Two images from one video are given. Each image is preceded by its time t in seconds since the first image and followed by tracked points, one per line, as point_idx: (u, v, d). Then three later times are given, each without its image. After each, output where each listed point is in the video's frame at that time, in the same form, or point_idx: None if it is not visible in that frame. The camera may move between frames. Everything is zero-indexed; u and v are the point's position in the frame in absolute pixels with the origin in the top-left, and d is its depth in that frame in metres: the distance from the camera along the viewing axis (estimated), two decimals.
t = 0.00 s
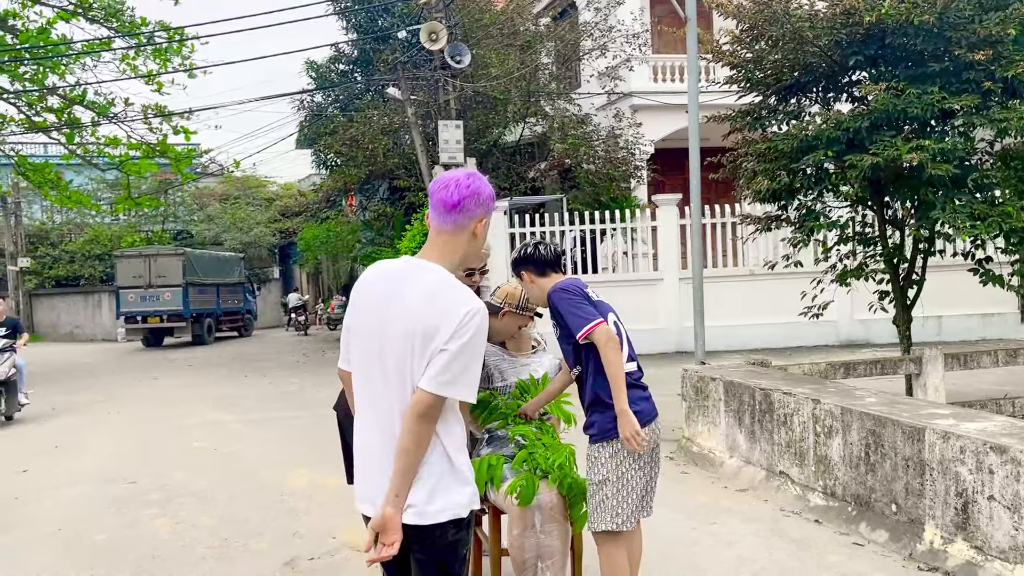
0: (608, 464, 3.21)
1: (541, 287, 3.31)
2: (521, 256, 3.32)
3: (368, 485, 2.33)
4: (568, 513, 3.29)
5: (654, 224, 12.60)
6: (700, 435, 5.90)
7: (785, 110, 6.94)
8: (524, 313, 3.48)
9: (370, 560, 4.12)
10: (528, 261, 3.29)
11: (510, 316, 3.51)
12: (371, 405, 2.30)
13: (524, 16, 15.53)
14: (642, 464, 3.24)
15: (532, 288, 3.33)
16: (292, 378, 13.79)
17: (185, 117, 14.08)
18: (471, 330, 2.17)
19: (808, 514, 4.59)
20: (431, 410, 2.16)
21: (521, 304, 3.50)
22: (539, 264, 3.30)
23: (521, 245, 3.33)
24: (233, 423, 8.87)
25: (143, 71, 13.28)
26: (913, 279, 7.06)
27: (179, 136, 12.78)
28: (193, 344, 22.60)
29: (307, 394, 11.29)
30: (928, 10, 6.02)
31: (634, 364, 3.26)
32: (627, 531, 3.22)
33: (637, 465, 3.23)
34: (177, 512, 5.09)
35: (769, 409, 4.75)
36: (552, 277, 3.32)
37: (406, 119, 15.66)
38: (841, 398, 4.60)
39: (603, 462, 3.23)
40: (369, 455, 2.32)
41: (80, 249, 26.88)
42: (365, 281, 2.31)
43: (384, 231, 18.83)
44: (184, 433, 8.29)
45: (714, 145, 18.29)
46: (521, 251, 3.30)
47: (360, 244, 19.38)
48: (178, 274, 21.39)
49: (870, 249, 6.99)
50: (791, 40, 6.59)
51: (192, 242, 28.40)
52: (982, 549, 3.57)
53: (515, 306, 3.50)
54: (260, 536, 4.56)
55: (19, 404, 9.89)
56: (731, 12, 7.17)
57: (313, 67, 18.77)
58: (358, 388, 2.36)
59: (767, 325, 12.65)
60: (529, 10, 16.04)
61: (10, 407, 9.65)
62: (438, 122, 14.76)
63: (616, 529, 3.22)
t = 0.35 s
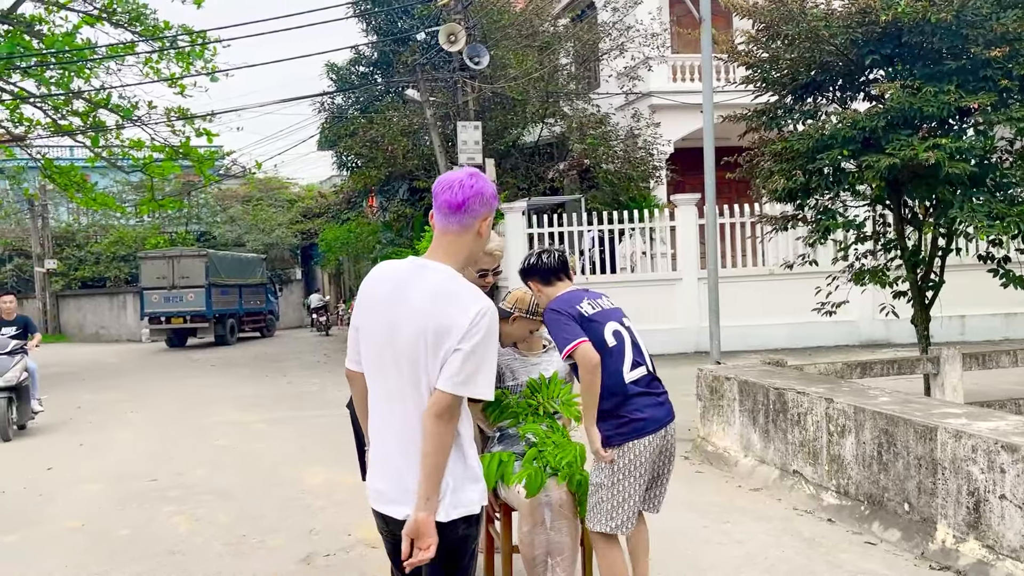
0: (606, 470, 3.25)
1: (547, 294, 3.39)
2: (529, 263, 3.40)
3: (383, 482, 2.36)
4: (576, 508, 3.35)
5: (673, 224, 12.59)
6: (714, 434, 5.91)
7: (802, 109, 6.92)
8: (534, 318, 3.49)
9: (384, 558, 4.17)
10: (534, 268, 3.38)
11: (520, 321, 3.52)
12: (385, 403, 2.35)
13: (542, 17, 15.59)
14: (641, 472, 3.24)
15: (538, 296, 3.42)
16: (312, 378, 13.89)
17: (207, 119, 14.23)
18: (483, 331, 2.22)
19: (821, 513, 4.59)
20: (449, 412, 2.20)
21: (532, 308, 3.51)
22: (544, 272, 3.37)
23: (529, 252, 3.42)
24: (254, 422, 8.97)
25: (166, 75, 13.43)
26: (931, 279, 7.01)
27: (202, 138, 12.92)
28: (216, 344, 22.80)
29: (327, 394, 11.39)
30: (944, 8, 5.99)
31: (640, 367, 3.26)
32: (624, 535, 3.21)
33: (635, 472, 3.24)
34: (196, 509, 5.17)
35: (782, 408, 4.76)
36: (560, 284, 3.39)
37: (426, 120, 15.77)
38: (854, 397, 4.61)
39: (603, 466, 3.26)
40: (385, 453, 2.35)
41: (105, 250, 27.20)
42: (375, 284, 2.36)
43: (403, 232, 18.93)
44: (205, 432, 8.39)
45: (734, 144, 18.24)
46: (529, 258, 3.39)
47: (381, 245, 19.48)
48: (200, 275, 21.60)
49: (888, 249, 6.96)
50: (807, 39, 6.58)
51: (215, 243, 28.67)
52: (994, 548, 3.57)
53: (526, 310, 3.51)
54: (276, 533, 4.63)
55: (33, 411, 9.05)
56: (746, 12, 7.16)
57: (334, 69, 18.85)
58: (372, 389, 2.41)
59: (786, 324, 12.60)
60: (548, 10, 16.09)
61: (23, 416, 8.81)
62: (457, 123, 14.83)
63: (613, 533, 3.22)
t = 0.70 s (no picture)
0: (652, 470, 3.28)
1: (597, 304, 3.38)
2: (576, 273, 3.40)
3: (409, 491, 2.37)
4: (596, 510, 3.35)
5: (692, 226, 12.54)
6: (734, 437, 5.89)
7: (822, 110, 6.88)
8: (553, 327, 3.48)
9: (404, 559, 4.20)
10: (583, 278, 3.37)
11: (539, 331, 3.51)
12: (406, 409, 2.36)
13: (560, 20, 15.61)
14: (691, 473, 3.27)
15: (585, 305, 3.40)
16: (331, 380, 13.95)
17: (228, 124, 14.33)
18: (503, 329, 2.26)
19: (841, 517, 4.57)
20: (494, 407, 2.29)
21: (550, 319, 3.48)
22: (594, 282, 3.37)
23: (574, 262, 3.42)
24: (274, 423, 9.03)
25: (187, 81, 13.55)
26: (953, 281, 6.94)
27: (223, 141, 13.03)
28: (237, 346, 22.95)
29: (346, 396, 11.44)
30: (965, 9, 5.95)
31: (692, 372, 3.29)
32: (670, 531, 3.25)
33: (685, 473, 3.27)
34: (218, 510, 5.21)
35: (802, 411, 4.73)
36: (607, 294, 3.40)
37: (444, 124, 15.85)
38: (875, 400, 4.58)
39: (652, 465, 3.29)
40: (410, 458, 2.37)
41: (129, 253, 27.49)
42: (390, 291, 2.37)
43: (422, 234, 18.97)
44: (227, 433, 8.46)
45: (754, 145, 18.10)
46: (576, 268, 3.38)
47: (400, 248, 19.51)
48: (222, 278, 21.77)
49: (909, 251, 6.89)
50: (827, 40, 6.55)
51: (236, 246, 28.87)
52: (1017, 553, 3.53)
53: (544, 321, 3.49)
54: (296, 534, 4.66)
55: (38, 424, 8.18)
56: (765, 14, 7.15)
57: (353, 73, 18.90)
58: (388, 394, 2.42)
59: (807, 327, 12.52)
60: (567, 13, 16.09)
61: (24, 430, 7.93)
62: (475, 126, 14.84)
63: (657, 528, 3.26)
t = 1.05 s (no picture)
0: (711, 464, 3.40)
1: (626, 311, 3.40)
2: (601, 281, 3.41)
3: (435, 489, 2.36)
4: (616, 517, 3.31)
5: (707, 229, 12.49)
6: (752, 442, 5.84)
7: (839, 113, 6.83)
8: (576, 334, 3.38)
9: (421, 564, 4.18)
10: (613, 284, 3.38)
11: (561, 339, 3.40)
12: (430, 407, 2.36)
13: (574, 23, 15.60)
14: (743, 461, 3.44)
15: (613, 311, 3.41)
16: (345, 383, 13.97)
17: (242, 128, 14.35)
18: (525, 322, 2.26)
19: (862, 524, 4.52)
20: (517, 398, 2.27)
21: (572, 326, 3.39)
22: (622, 289, 3.40)
23: (595, 272, 3.44)
24: (289, 426, 9.04)
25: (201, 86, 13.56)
26: (973, 286, 6.88)
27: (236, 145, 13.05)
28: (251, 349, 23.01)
29: (360, 398, 11.43)
30: (986, 10, 5.90)
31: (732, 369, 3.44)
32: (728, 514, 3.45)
33: (740, 461, 3.43)
34: (233, 514, 5.20)
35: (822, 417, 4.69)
36: (634, 300, 3.42)
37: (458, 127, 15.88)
38: (896, 405, 4.53)
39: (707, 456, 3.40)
40: (435, 457, 2.36)
41: (143, 256, 27.62)
42: (417, 292, 2.40)
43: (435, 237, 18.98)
44: (242, 436, 8.47)
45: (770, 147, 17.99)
46: (603, 274, 3.40)
47: (414, 251, 19.49)
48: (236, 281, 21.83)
49: (928, 255, 6.84)
50: (844, 43, 6.50)
51: (250, 249, 28.95)
52: None
53: (566, 329, 3.38)
54: (312, 538, 4.64)
55: (21, 442, 7.33)
56: (782, 16, 7.10)
57: (367, 76, 18.90)
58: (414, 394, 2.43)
59: (823, 330, 12.45)
60: (580, 16, 16.08)
61: (2, 448, 7.05)
62: (489, 129, 14.83)
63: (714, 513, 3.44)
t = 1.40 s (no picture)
0: (737, 470, 3.59)
1: (646, 351, 3.44)
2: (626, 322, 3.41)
3: (468, 486, 2.43)
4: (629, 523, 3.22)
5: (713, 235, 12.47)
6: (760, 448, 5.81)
7: (846, 118, 6.81)
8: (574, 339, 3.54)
9: (427, 570, 4.16)
10: (637, 326, 3.41)
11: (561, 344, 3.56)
12: (466, 404, 2.43)
13: (581, 29, 15.64)
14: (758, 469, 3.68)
15: (634, 352, 3.42)
16: (351, 388, 13.97)
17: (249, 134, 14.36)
18: (557, 328, 2.26)
19: (869, 530, 4.50)
20: (537, 402, 2.25)
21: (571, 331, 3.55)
22: (642, 330, 3.44)
23: (615, 312, 3.44)
24: (294, 431, 9.03)
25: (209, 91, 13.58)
26: (981, 292, 6.84)
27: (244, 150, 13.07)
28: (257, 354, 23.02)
29: (366, 404, 11.42)
30: (994, 16, 5.89)
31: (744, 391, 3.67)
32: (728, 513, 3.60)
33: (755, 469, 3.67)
34: (239, 519, 5.19)
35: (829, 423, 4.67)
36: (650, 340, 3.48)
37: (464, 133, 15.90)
38: (904, 412, 4.51)
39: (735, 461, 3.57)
40: (470, 455, 2.42)
41: (150, 261, 27.67)
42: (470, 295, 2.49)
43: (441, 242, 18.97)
44: (248, 442, 8.46)
45: (777, 152, 17.90)
46: (626, 316, 3.41)
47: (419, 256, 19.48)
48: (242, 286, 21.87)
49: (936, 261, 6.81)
50: (852, 47, 6.49)
51: (257, 255, 28.97)
52: None
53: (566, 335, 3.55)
54: (318, 544, 4.63)
55: None
56: (789, 21, 7.09)
57: (373, 82, 18.89)
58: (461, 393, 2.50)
59: (829, 336, 12.41)
60: (587, 22, 16.11)
61: None
62: (496, 134, 14.81)
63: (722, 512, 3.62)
